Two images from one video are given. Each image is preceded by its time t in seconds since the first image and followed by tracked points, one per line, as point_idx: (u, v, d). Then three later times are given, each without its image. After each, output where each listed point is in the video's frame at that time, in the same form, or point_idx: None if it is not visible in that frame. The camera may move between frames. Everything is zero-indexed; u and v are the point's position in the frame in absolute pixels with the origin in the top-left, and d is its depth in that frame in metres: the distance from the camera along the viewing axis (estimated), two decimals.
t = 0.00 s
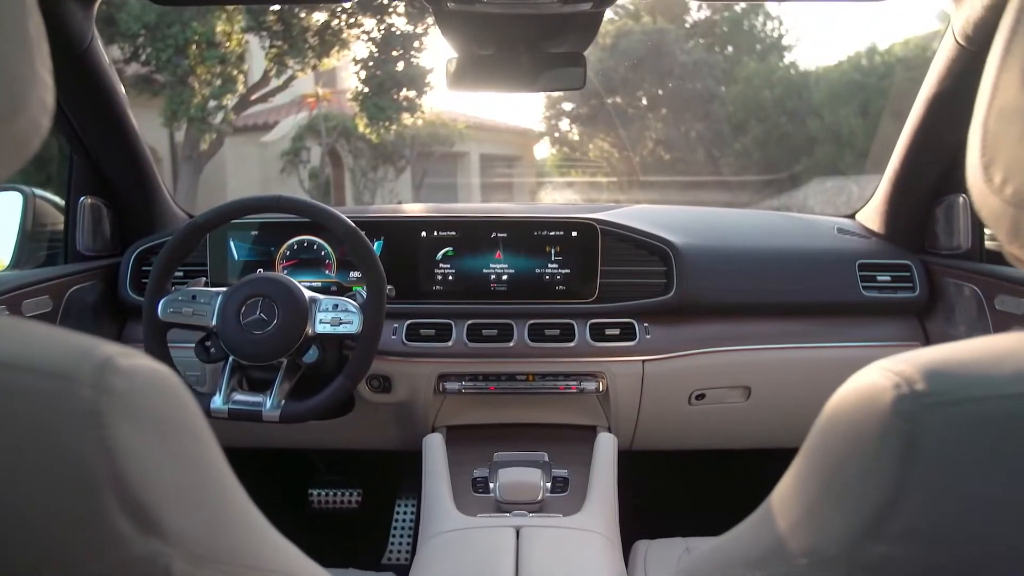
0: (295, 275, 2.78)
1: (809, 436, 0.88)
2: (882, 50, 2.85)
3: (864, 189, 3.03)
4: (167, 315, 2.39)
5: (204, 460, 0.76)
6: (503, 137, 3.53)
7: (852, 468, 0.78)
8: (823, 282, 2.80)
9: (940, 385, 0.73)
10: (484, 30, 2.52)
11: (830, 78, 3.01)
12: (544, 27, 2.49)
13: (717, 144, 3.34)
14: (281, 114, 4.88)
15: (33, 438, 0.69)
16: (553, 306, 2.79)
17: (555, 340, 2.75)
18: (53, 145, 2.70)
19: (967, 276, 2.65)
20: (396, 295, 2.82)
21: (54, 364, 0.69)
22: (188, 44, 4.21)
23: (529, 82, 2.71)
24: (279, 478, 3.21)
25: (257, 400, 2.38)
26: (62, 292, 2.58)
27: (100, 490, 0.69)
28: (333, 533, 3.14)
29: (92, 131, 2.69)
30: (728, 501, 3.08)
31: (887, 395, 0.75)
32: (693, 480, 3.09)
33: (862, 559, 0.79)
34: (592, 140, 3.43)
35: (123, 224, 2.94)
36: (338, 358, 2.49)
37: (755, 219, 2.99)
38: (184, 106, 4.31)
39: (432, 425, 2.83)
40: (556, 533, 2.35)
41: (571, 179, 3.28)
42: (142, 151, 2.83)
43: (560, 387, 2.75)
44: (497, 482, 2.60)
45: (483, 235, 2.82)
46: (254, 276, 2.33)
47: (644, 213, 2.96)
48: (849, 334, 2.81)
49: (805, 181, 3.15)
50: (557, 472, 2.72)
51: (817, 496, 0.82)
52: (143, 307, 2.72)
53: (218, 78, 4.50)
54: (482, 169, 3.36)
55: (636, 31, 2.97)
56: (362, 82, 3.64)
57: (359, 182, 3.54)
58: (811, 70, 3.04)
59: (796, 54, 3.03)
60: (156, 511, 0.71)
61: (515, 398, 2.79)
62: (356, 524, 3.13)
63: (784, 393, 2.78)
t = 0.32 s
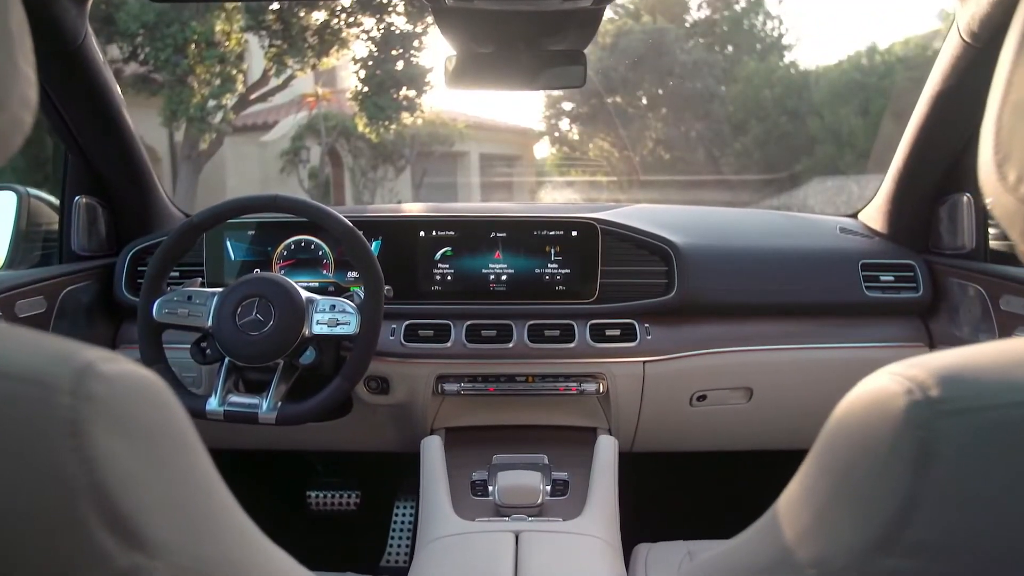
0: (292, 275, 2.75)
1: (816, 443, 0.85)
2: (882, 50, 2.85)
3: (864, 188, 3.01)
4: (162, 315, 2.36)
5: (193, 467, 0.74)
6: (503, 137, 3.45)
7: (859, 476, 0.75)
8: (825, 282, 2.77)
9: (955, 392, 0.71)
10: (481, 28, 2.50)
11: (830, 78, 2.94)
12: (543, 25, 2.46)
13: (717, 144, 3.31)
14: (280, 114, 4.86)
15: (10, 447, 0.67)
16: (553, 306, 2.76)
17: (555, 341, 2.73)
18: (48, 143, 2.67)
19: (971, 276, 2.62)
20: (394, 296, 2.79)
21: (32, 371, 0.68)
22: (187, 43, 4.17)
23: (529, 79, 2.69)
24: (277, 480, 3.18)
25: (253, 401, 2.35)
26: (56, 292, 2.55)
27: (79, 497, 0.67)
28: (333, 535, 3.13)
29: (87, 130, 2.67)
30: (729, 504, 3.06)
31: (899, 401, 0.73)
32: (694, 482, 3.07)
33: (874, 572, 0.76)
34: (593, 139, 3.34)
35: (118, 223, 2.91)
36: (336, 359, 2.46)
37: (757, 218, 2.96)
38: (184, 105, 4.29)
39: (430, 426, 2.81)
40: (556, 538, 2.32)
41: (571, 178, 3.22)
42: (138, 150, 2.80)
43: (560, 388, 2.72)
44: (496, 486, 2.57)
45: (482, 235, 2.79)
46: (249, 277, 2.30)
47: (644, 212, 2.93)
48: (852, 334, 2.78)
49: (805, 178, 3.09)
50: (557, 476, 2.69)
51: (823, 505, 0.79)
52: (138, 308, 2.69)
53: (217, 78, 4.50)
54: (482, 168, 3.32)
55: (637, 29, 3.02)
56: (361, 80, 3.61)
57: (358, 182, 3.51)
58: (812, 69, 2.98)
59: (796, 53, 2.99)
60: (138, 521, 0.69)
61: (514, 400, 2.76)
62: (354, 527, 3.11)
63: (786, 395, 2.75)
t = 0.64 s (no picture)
0: (289, 275, 2.73)
1: (823, 450, 0.83)
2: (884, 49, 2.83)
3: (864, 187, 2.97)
4: (158, 316, 2.33)
5: (181, 474, 0.72)
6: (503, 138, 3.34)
7: (869, 482, 0.73)
8: (828, 282, 2.74)
9: (969, 399, 0.69)
10: (480, 26, 2.47)
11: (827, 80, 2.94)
12: (543, 23, 2.44)
13: (717, 144, 3.35)
14: (278, 114, 4.81)
15: None
16: (553, 307, 2.73)
17: (555, 342, 2.70)
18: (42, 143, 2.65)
19: (975, 276, 2.60)
20: (392, 296, 2.77)
21: (11, 375, 0.66)
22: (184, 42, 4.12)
23: (529, 77, 2.65)
24: (275, 482, 3.16)
25: (250, 403, 2.32)
26: (52, 292, 2.52)
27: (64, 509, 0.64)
28: (331, 537, 3.11)
29: (82, 129, 2.65)
30: (730, 506, 3.04)
31: (910, 407, 0.71)
32: (695, 484, 3.04)
33: None
34: (592, 139, 3.27)
35: (114, 223, 2.88)
36: (333, 360, 2.43)
37: (758, 218, 2.93)
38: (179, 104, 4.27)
39: (429, 428, 2.78)
40: (555, 543, 2.29)
41: (571, 177, 3.15)
42: (131, 147, 2.77)
43: (560, 390, 2.70)
44: (495, 489, 2.54)
45: (480, 235, 2.77)
46: (245, 277, 2.27)
47: (645, 212, 2.90)
48: (854, 335, 2.76)
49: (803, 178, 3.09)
50: (557, 478, 2.67)
51: (831, 513, 0.77)
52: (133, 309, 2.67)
53: (217, 77, 4.54)
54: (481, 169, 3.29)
55: (637, 28, 2.95)
56: (361, 80, 3.55)
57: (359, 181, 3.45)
58: (813, 68, 2.99)
59: (796, 54, 3.02)
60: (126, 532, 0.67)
61: (513, 401, 2.74)
62: (352, 527, 3.09)
63: (788, 396, 2.73)
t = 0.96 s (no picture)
0: (287, 276, 2.71)
1: (831, 456, 0.81)
2: (882, 48, 2.84)
3: (864, 186, 2.98)
4: (154, 317, 2.31)
5: (163, 478, 0.75)
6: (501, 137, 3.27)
7: (878, 491, 0.71)
8: (830, 282, 2.72)
9: (986, 407, 0.67)
10: (478, 25, 2.44)
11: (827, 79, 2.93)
12: (543, 21, 2.41)
13: (717, 144, 3.25)
14: (279, 114, 4.72)
15: None
16: (553, 307, 2.70)
17: (555, 343, 2.68)
18: (37, 140, 2.63)
19: (978, 276, 2.57)
20: (391, 297, 2.74)
21: None
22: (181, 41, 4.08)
23: (529, 76, 2.64)
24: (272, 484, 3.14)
25: (246, 405, 2.30)
26: (46, 292, 2.50)
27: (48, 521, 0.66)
28: (331, 539, 3.09)
29: (78, 129, 2.62)
30: (733, 509, 3.01)
31: (924, 413, 0.69)
32: (695, 487, 3.02)
33: None
34: (592, 138, 3.19)
35: (110, 223, 2.86)
36: (330, 362, 2.41)
37: (758, 218, 2.91)
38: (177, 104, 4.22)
39: (427, 430, 2.76)
40: (555, 548, 2.26)
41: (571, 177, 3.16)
42: (128, 147, 2.74)
43: (560, 391, 2.68)
44: (493, 492, 2.52)
45: (479, 235, 2.74)
46: (241, 278, 2.25)
47: (645, 212, 2.88)
48: (857, 336, 2.73)
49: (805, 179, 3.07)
50: (556, 481, 2.64)
51: (839, 521, 0.74)
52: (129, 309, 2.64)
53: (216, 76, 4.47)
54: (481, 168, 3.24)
55: (637, 28, 2.93)
56: (361, 80, 3.45)
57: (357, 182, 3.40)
58: (813, 68, 2.96)
59: (796, 53, 2.98)
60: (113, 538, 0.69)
61: (511, 403, 2.71)
62: (350, 530, 3.07)
63: (789, 398, 2.71)
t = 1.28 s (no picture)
0: (284, 276, 2.68)
1: (842, 462, 0.80)
2: (883, 47, 2.81)
3: (865, 186, 2.96)
4: (148, 318, 2.28)
5: (143, 482, 0.77)
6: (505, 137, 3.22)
7: (892, 498, 0.70)
8: (833, 283, 2.69)
9: (1004, 414, 0.65)
10: (473, 21, 2.40)
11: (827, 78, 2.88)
12: (543, 18, 2.38)
13: (717, 143, 3.19)
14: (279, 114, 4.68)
15: None
16: (553, 308, 2.67)
17: (555, 344, 2.65)
18: (32, 138, 2.60)
19: (983, 277, 2.55)
20: (389, 297, 2.71)
21: None
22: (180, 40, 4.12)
23: (529, 74, 2.61)
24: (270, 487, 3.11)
25: (242, 408, 2.27)
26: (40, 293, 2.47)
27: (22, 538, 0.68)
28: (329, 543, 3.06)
29: (72, 128, 2.59)
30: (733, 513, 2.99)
31: (939, 421, 0.67)
32: (697, 490, 2.99)
33: None
34: (592, 138, 3.16)
35: (105, 223, 2.83)
36: (327, 363, 2.38)
37: (760, 218, 2.88)
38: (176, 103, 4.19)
39: (426, 432, 2.74)
40: (555, 553, 2.23)
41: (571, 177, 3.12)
42: (124, 145, 2.71)
43: (560, 393, 2.65)
44: (492, 496, 2.49)
45: (479, 235, 2.71)
46: (237, 278, 2.22)
47: (646, 212, 2.85)
48: (861, 337, 2.69)
49: (806, 180, 3.03)
50: (557, 484, 2.62)
51: (853, 530, 0.73)
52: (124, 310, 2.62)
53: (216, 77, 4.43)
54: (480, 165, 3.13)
55: (637, 28, 2.90)
56: (361, 79, 3.45)
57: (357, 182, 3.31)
58: (813, 67, 2.91)
59: (796, 53, 2.93)
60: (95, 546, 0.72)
61: (511, 405, 2.69)
62: (349, 533, 3.05)
63: (792, 400, 2.69)
